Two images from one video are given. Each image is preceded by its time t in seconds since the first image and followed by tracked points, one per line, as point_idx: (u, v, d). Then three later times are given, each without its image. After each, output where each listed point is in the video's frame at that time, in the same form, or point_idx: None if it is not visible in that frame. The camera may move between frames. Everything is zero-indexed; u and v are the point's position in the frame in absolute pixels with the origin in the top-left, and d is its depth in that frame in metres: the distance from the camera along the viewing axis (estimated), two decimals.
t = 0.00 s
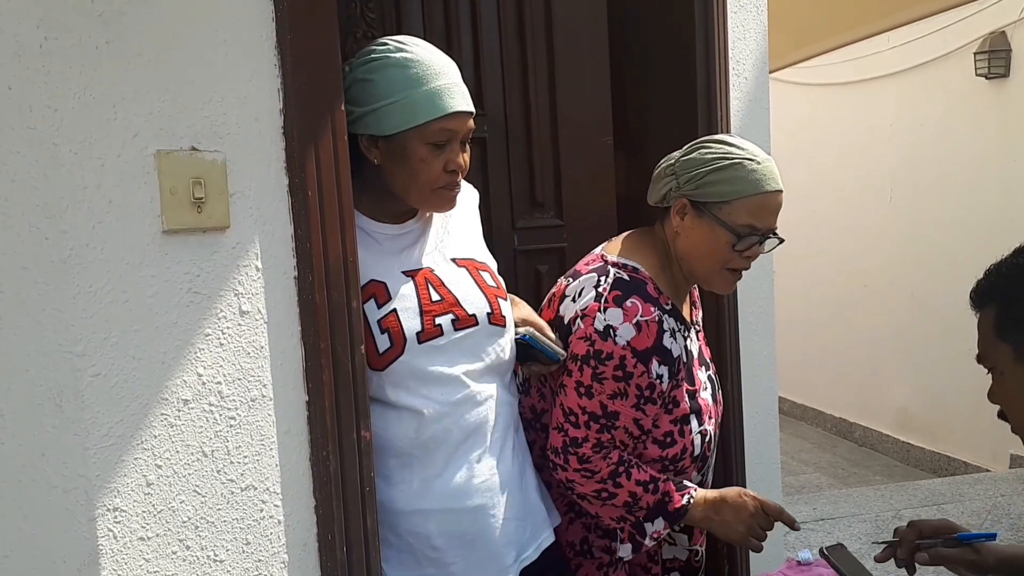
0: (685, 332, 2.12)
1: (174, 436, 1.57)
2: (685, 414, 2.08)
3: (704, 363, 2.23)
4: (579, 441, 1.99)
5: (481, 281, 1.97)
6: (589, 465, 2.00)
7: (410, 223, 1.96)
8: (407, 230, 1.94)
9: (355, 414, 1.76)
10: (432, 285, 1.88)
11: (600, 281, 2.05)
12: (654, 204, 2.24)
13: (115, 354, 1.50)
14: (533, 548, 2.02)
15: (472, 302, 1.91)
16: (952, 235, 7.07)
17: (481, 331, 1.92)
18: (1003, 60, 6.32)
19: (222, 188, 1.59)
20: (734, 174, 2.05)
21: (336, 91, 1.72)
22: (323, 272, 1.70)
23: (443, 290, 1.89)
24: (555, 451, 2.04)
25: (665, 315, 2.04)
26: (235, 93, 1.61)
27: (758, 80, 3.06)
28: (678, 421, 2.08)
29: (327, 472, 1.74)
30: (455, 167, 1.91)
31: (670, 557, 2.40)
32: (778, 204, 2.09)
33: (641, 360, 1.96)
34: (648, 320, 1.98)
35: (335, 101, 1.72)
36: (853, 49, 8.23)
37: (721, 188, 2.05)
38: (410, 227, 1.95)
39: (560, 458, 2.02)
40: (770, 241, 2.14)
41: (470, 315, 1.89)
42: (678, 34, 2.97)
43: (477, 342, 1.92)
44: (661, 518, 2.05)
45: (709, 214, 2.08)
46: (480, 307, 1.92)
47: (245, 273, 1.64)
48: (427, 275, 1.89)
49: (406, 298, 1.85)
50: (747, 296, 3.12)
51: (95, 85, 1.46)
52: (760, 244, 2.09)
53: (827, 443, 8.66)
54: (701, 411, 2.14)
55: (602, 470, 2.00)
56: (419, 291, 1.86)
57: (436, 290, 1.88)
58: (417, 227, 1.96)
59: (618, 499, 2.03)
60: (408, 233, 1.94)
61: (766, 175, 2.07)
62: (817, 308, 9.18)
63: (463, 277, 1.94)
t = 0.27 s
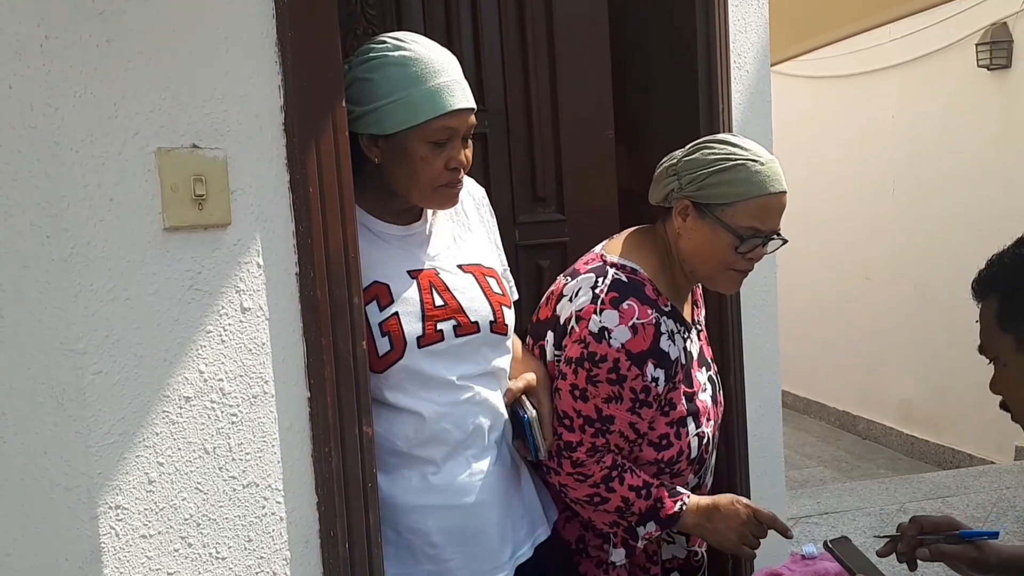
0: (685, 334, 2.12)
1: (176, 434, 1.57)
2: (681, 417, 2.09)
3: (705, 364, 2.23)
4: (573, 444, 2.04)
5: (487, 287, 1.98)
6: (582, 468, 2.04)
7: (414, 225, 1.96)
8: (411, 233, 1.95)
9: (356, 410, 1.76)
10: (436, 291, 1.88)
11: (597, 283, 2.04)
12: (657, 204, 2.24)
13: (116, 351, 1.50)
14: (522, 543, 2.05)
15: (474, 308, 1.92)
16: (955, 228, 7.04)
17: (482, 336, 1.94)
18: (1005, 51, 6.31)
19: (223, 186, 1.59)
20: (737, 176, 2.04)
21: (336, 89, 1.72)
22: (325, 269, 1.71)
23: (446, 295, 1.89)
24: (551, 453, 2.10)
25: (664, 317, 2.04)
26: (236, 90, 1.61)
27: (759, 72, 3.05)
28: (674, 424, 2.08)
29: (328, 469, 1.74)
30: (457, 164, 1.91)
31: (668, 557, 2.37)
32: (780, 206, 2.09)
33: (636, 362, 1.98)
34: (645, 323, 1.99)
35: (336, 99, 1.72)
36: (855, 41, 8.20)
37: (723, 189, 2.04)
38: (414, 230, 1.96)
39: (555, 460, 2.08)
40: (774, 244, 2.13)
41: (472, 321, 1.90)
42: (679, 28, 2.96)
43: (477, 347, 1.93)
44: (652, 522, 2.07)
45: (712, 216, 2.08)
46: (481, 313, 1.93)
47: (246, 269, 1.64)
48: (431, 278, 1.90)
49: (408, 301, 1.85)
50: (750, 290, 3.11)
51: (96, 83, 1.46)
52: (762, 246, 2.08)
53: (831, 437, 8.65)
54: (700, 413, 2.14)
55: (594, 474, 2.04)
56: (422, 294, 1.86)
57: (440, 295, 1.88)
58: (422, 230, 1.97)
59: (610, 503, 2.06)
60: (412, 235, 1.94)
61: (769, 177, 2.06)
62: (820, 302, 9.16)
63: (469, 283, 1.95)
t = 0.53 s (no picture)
0: (686, 337, 2.12)
1: (177, 432, 1.58)
2: (681, 420, 2.08)
3: (705, 367, 2.23)
4: (571, 448, 2.07)
5: (485, 289, 1.98)
6: (581, 473, 2.07)
7: (414, 226, 1.96)
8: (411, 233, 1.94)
9: (358, 409, 1.76)
10: (434, 293, 1.89)
11: (596, 284, 2.04)
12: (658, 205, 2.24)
13: (117, 350, 1.50)
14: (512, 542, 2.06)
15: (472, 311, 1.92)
16: (957, 224, 7.03)
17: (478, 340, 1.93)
18: (1006, 43, 6.29)
19: (223, 184, 1.59)
20: (742, 178, 2.05)
21: (337, 88, 1.71)
22: (326, 269, 1.71)
23: (444, 298, 1.89)
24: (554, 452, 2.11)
25: (664, 319, 2.04)
26: (237, 88, 1.61)
27: (758, 66, 3.04)
28: (672, 427, 2.08)
29: (328, 467, 1.74)
30: (461, 166, 1.91)
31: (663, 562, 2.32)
32: (784, 209, 2.10)
33: (636, 366, 1.97)
34: (645, 325, 1.98)
35: (337, 98, 1.72)
36: (855, 37, 8.19)
37: (728, 193, 2.05)
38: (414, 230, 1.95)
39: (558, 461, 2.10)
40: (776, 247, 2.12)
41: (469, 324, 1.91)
42: (679, 24, 2.96)
43: (474, 350, 1.93)
44: (652, 529, 2.08)
45: (714, 219, 2.08)
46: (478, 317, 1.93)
47: (247, 267, 1.64)
48: (430, 279, 1.90)
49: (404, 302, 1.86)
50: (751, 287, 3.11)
51: (96, 81, 1.46)
52: (764, 248, 2.08)
53: (833, 434, 8.66)
54: (699, 417, 2.14)
55: (592, 479, 2.07)
56: (420, 296, 1.86)
57: (438, 297, 1.89)
58: (422, 230, 1.96)
59: (609, 509, 2.07)
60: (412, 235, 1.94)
61: (773, 179, 2.07)
62: (821, 298, 9.16)
63: (467, 285, 1.95)
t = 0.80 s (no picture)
0: (686, 336, 2.12)
1: (177, 431, 1.58)
2: (683, 419, 2.09)
3: (706, 367, 2.24)
4: (582, 450, 2.02)
5: (479, 304, 1.96)
6: (593, 475, 2.03)
7: (414, 235, 1.94)
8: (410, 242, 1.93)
9: (358, 407, 1.76)
10: (423, 306, 1.88)
11: (598, 284, 2.05)
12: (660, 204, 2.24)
13: (118, 349, 1.50)
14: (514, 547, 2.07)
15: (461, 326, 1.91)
16: (958, 223, 7.03)
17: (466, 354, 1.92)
18: (1009, 42, 6.27)
19: (223, 183, 1.59)
20: (743, 178, 2.05)
21: (336, 88, 1.71)
22: (326, 267, 1.71)
23: (433, 311, 1.88)
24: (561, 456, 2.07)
25: (665, 319, 2.05)
26: (237, 87, 1.61)
27: (760, 66, 3.05)
28: (675, 427, 2.08)
29: (328, 467, 1.74)
30: (463, 171, 1.91)
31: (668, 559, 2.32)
32: (784, 209, 2.10)
33: (639, 365, 1.98)
34: (647, 325, 1.99)
35: (337, 96, 1.71)
36: (856, 37, 8.19)
37: (728, 192, 2.05)
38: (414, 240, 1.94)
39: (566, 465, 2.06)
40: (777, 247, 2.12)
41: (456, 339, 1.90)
42: (680, 24, 2.96)
43: (462, 364, 1.92)
44: (669, 526, 2.09)
45: (714, 219, 2.08)
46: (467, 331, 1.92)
47: (247, 267, 1.64)
48: (422, 290, 1.89)
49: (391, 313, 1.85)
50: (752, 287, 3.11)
51: (96, 81, 1.46)
52: (764, 248, 2.08)
53: (834, 434, 8.66)
54: (700, 417, 2.14)
55: (605, 480, 2.03)
56: (408, 307, 1.85)
57: (427, 310, 1.88)
58: (421, 242, 1.95)
59: (624, 509, 2.06)
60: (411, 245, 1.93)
61: (773, 178, 2.08)
62: (822, 298, 9.16)
63: (460, 299, 1.93)
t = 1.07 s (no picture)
0: (686, 338, 2.13)
1: (178, 430, 1.58)
2: (683, 421, 2.09)
3: (704, 368, 2.24)
4: (596, 453, 2.02)
5: (473, 308, 1.96)
6: (608, 477, 2.03)
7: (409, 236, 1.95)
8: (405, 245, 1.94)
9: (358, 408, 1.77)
10: (417, 310, 1.88)
11: (602, 285, 2.06)
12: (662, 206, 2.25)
13: (118, 347, 1.51)
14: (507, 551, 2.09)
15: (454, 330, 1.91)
16: (959, 223, 7.03)
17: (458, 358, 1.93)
18: (1011, 42, 6.27)
19: (223, 182, 1.60)
20: (745, 179, 2.06)
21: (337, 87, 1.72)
22: (326, 270, 1.72)
23: (427, 316, 1.89)
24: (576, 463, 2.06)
25: (668, 320, 2.05)
26: (238, 87, 1.61)
27: (761, 66, 3.05)
28: (676, 428, 2.08)
29: (328, 466, 1.74)
30: (459, 170, 1.92)
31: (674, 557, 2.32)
32: (787, 210, 2.10)
33: (644, 366, 1.98)
34: (651, 325, 2.00)
35: (337, 96, 1.72)
36: (857, 36, 8.19)
37: (732, 194, 2.06)
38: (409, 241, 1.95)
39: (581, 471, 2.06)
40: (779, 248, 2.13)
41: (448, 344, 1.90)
42: (680, 23, 2.96)
43: (455, 368, 1.93)
44: (686, 523, 2.10)
45: (718, 220, 2.09)
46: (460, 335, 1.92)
47: (247, 267, 1.64)
48: (416, 293, 1.90)
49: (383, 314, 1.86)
50: (752, 286, 3.12)
51: (97, 80, 1.47)
52: (768, 250, 2.10)
53: (834, 433, 8.67)
54: (700, 418, 2.15)
55: (620, 483, 2.03)
56: (401, 310, 1.86)
57: (421, 314, 1.88)
58: (415, 244, 1.95)
59: (639, 510, 2.06)
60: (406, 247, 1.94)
61: (775, 179, 2.09)
62: (822, 298, 9.17)
63: (455, 302, 1.93)
